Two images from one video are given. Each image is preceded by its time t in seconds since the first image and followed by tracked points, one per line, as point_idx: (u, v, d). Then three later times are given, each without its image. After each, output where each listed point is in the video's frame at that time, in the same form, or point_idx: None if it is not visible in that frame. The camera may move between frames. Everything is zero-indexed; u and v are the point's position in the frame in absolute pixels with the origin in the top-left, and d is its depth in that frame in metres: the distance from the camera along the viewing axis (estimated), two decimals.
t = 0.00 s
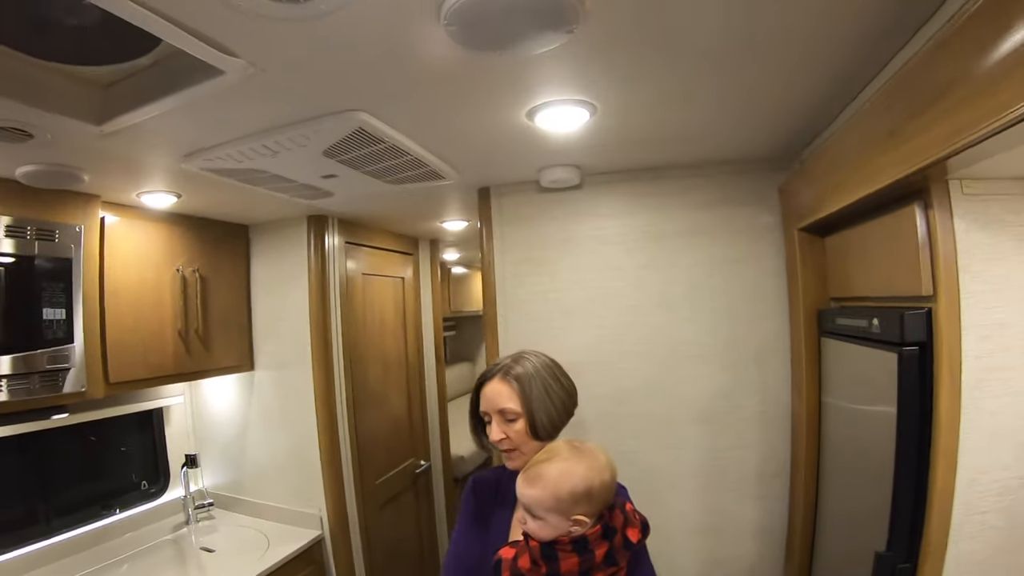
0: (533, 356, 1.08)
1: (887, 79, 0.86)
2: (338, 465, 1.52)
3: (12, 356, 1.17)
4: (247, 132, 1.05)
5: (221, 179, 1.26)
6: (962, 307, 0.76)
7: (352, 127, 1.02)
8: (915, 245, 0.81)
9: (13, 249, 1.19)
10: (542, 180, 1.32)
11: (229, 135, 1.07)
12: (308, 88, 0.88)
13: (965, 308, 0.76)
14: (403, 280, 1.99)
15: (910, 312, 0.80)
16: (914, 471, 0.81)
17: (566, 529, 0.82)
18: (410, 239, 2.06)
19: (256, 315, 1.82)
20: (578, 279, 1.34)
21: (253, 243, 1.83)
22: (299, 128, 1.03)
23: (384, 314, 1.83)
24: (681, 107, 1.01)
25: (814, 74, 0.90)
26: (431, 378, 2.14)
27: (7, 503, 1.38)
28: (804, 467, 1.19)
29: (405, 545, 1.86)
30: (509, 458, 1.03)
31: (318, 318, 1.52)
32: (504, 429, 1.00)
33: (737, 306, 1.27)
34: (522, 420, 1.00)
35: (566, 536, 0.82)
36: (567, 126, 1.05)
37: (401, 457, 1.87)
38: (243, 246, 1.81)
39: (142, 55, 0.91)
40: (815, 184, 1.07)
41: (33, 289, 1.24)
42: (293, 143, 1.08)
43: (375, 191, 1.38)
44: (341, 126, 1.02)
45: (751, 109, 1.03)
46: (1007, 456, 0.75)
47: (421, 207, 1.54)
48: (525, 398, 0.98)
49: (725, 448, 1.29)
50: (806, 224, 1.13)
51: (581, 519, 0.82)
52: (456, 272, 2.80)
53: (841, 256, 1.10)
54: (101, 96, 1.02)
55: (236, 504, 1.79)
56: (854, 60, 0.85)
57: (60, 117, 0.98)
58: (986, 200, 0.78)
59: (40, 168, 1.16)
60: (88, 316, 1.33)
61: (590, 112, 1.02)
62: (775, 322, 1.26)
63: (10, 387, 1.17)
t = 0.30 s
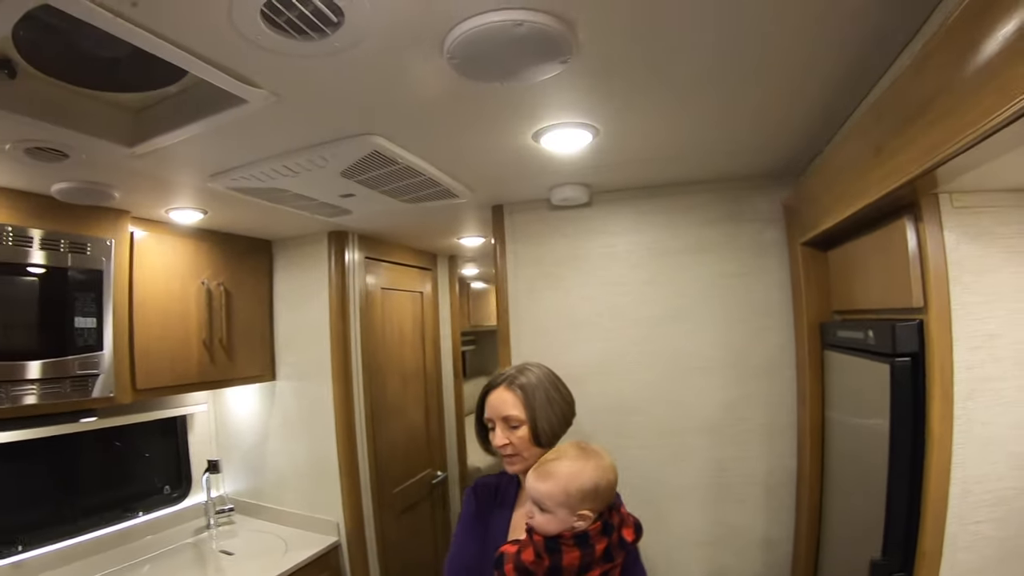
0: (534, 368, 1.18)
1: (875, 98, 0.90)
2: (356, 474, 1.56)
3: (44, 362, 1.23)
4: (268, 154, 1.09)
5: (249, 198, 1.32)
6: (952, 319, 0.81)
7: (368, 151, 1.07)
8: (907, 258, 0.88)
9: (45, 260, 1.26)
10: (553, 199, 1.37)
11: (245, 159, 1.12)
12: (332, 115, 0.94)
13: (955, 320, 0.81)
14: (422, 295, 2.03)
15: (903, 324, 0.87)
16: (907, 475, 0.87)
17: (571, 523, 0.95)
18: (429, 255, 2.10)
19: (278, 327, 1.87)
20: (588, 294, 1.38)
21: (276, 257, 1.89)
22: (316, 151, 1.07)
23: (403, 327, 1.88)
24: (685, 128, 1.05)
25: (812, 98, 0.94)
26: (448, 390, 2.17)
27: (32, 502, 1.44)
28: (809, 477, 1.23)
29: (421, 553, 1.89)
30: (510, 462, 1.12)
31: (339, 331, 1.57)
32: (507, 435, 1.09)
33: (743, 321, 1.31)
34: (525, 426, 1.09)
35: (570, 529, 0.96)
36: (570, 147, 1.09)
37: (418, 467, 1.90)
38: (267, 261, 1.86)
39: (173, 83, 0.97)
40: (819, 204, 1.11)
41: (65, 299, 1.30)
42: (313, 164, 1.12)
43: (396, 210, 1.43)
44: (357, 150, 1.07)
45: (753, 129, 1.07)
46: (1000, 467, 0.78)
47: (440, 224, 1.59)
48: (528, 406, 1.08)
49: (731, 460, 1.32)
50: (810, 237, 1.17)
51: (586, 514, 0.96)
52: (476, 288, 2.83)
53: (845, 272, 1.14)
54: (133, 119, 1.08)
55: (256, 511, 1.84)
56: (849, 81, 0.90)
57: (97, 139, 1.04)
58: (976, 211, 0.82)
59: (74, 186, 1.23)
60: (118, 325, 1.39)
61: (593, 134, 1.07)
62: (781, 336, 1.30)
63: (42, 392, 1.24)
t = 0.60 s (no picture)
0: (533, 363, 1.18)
1: (886, 93, 0.89)
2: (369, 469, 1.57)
3: (60, 354, 1.26)
4: (285, 150, 1.10)
5: (266, 193, 1.33)
6: (966, 314, 0.81)
7: (383, 145, 1.07)
8: (922, 257, 0.88)
9: (61, 254, 1.27)
10: (566, 195, 1.37)
11: (257, 153, 1.12)
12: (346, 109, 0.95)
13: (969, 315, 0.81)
14: (435, 291, 2.03)
15: (916, 320, 0.88)
16: (920, 472, 0.88)
17: (578, 511, 0.98)
18: (443, 252, 2.09)
19: (292, 323, 1.88)
20: (601, 290, 1.38)
21: (291, 253, 1.90)
22: (332, 146, 1.07)
23: (416, 323, 1.88)
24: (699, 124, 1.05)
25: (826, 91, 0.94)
26: (462, 386, 2.16)
27: (47, 494, 1.46)
28: (822, 476, 1.22)
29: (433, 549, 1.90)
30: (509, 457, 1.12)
31: (353, 327, 1.57)
32: (507, 428, 1.09)
33: (757, 318, 1.31)
34: (525, 420, 1.09)
35: (576, 516, 0.98)
36: (584, 142, 1.09)
37: (431, 463, 1.91)
38: (282, 257, 1.87)
39: (190, 77, 0.96)
40: (835, 200, 1.10)
41: (82, 292, 1.32)
42: (328, 159, 1.13)
43: (411, 205, 1.43)
44: (372, 144, 1.07)
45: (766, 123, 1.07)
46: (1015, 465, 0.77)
47: (454, 220, 1.59)
48: (530, 400, 1.08)
49: (743, 457, 1.32)
50: (823, 235, 1.17)
51: (593, 501, 0.98)
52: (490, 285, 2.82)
53: (860, 269, 1.13)
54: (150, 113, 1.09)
55: (269, 504, 1.85)
56: (865, 74, 0.89)
57: (115, 134, 1.06)
58: (992, 208, 0.82)
59: (92, 181, 1.24)
60: (133, 319, 1.41)
61: (607, 129, 1.07)
62: (795, 333, 1.29)
63: (58, 382, 1.26)
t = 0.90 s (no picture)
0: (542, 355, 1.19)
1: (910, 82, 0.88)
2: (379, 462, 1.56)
3: (66, 343, 1.23)
4: (302, 135, 1.09)
5: (278, 180, 1.31)
6: (989, 302, 0.82)
7: (401, 130, 1.06)
8: (944, 247, 0.88)
9: (69, 242, 1.25)
10: (582, 184, 1.36)
11: (276, 140, 1.12)
12: (367, 94, 0.93)
13: (992, 303, 0.82)
14: (445, 284, 2.02)
15: (940, 308, 0.87)
16: (943, 463, 0.86)
17: (595, 499, 0.96)
18: (453, 245, 2.08)
19: (302, 314, 1.86)
20: (617, 281, 1.38)
21: (301, 244, 1.88)
22: (351, 130, 1.06)
23: (427, 315, 1.87)
24: (721, 113, 1.04)
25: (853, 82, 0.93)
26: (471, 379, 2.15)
27: (54, 487, 1.46)
28: (838, 469, 1.22)
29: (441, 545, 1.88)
30: (524, 447, 1.09)
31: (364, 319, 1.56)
32: (525, 415, 1.08)
33: (773, 310, 1.30)
34: (542, 406, 1.09)
35: (594, 505, 0.97)
36: (603, 129, 1.09)
37: (441, 457, 1.90)
38: (292, 248, 1.86)
39: (211, 58, 0.93)
40: (853, 189, 1.10)
41: (93, 280, 1.30)
42: (345, 145, 1.12)
43: (425, 194, 1.42)
44: (391, 129, 1.06)
45: (789, 113, 1.06)
46: None
47: (467, 211, 1.59)
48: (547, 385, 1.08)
49: (759, 450, 1.31)
50: (842, 225, 1.17)
51: (610, 489, 0.97)
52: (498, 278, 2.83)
53: (878, 259, 1.13)
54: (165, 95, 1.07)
55: (277, 497, 1.84)
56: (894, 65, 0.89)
57: (129, 118, 1.04)
58: (1014, 199, 0.82)
59: (102, 167, 1.23)
60: (143, 309, 1.39)
61: (629, 116, 1.06)
62: (811, 325, 1.29)
63: (66, 372, 1.23)
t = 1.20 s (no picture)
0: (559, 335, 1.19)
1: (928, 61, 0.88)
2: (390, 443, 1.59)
3: (74, 320, 1.22)
4: (319, 111, 1.09)
5: (291, 157, 1.31)
6: (1007, 281, 0.82)
7: (422, 106, 1.05)
8: (962, 229, 0.87)
9: (79, 219, 1.24)
10: (598, 165, 1.36)
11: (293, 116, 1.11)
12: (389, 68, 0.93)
13: (1010, 281, 0.82)
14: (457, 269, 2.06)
15: (958, 285, 0.87)
16: (962, 438, 0.85)
17: (615, 478, 0.95)
18: (464, 229, 2.12)
19: (314, 295, 1.86)
20: (632, 262, 1.38)
21: (312, 226, 1.88)
22: (371, 105, 1.06)
23: (438, 301, 1.90)
24: (741, 93, 1.04)
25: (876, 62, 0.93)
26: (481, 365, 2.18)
27: (64, 470, 1.46)
28: (851, 453, 1.22)
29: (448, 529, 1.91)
30: (542, 425, 1.09)
31: (376, 302, 1.58)
32: (544, 392, 1.07)
33: (787, 293, 1.30)
34: (561, 384, 1.09)
35: (613, 484, 0.96)
36: (624, 106, 1.08)
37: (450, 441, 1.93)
38: (303, 229, 1.85)
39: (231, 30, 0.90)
40: (869, 171, 1.10)
41: (106, 258, 1.30)
42: (365, 120, 1.12)
43: (440, 174, 1.42)
44: (412, 105, 1.05)
45: (809, 95, 1.06)
46: None
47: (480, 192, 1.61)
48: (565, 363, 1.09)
49: (772, 433, 1.31)
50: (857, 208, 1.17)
51: (630, 468, 0.96)
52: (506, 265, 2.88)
53: (892, 241, 1.13)
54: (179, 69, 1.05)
55: (285, 481, 1.86)
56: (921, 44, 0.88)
57: (145, 92, 1.03)
58: None
59: (116, 144, 1.22)
60: (155, 290, 1.39)
61: (649, 95, 1.05)
62: (826, 309, 1.29)
63: (78, 350, 1.23)
